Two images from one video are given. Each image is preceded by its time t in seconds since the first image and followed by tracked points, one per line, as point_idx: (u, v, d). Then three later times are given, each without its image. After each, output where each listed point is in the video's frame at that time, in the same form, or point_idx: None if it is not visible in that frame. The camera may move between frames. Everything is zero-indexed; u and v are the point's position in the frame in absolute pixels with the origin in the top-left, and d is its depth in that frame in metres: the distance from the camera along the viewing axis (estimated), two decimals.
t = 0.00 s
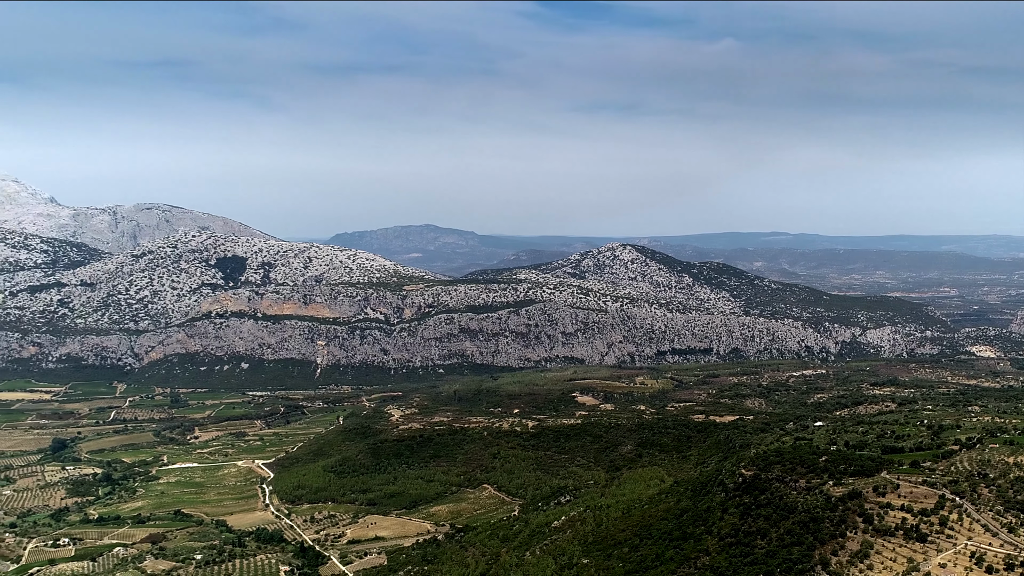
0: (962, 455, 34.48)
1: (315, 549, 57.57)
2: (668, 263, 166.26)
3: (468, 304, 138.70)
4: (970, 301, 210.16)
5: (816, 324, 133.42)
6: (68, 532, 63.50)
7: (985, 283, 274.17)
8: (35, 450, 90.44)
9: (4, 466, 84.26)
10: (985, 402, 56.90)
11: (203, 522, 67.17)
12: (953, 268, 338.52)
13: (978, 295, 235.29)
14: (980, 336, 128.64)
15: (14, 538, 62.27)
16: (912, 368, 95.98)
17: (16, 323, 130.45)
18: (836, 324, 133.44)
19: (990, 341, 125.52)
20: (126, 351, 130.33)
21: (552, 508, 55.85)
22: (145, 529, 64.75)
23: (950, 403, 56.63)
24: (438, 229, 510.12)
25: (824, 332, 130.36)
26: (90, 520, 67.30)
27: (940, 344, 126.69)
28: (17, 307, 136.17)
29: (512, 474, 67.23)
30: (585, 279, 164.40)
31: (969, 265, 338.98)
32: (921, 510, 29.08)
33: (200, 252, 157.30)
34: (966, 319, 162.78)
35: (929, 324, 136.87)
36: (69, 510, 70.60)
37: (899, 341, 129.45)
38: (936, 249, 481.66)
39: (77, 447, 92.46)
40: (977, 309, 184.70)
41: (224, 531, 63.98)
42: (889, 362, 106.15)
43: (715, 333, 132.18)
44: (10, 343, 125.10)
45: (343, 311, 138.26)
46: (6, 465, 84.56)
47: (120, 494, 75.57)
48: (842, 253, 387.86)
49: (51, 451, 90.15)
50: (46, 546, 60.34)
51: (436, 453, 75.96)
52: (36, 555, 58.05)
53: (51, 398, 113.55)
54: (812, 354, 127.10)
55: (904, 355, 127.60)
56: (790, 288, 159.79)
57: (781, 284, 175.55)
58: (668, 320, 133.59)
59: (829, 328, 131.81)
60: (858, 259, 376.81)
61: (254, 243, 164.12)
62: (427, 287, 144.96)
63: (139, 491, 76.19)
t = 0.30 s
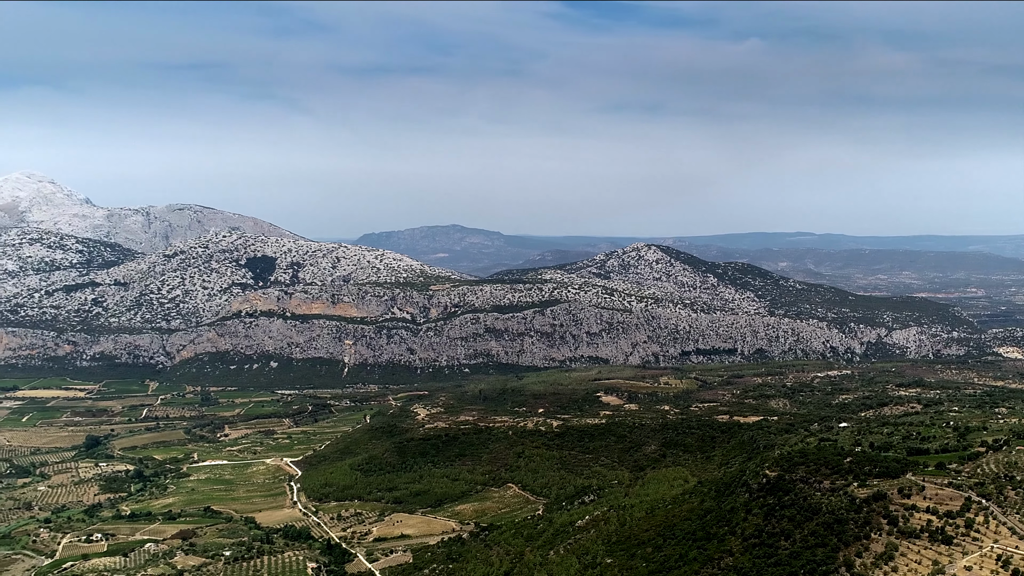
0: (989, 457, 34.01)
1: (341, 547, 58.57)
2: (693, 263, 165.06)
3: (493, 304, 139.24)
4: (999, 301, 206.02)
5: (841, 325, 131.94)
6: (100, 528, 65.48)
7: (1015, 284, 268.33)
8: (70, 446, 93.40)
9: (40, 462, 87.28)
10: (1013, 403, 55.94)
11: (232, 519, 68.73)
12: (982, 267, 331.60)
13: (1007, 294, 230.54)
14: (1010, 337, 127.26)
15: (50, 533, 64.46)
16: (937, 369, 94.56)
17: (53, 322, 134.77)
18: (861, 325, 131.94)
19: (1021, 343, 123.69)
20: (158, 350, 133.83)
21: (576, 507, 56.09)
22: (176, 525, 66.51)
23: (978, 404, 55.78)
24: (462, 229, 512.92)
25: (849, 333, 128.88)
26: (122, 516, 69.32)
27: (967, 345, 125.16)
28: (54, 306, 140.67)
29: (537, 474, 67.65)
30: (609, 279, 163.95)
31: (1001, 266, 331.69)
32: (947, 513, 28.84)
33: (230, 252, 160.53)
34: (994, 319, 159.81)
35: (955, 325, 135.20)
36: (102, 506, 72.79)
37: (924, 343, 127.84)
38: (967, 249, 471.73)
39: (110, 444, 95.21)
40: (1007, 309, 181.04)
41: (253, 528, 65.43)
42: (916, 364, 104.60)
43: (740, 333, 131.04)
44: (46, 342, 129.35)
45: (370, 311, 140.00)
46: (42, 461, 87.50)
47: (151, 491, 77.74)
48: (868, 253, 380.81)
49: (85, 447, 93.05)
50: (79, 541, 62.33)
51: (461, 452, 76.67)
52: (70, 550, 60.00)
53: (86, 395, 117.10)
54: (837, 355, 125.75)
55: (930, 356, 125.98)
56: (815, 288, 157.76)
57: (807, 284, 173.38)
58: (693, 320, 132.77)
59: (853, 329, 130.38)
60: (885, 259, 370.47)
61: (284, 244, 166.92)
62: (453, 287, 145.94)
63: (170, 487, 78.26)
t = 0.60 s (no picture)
0: (1016, 459, 33.49)
1: (367, 544, 59.56)
2: (717, 263, 163.64)
3: (518, 304, 139.53)
4: None
5: (866, 325, 130.31)
6: (131, 524, 67.44)
7: None
8: (103, 443, 96.16)
9: (74, 458, 90.10)
10: None
11: (260, 516, 70.23)
12: (1013, 267, 324.10)
13: None
14: None
15: (82, 528, 66.60)
16: (964, 369, 93.04)
17: (86, 321, 139.29)
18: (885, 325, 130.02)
19: None
20: (188, 349, 136.77)
21: (599, 507, 56.29)
22: (204, 522, 68.16)
23: (1005, 406, 54.84)
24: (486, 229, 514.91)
25: (873, 333, 127.19)
26: (152, 512, 71.24)
27: (994, 346, 123.13)
28: (87, 305, 144.93)
29: (560, 473, 67.95)
30: (633, 279, 163.28)
31: None
32: (972, 515, 28.61)
33: (259, 252, 163.33)
34: None
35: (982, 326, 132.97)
36: (133, 502, 74.89)
37: (949, 343, 125.93)
38: (998, 249, 461.67)
39: (141, 441, 97.77)
40: None
41: (280, 525, 66.83)
42: (942, 364, 103.08)
43: (764, 334, 129.85)
44: (79, 340, 134.02)
45: (396, 310, 141.47)
46: (76, 457, 90.31)
47: (181, 487, 79.74)
48: (893, 253, 373.58)
49: (117, 444, 95.74)
50: (111, 536, 64.29)
51: (485, 450, 77.29)
52: (102, 545, 61.88)
53: (118, 393, 120.49)
54: (861, 356, 124.22)
55: (956, 357, 124.05)
56: (840, 288, 155.57)
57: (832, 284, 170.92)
58: (717, 320, 131.79)
59: (879, 329, 128.70)
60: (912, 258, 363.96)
61: (311, 244, 169.40)
62: (479, 287, 146.75)
63: (199, 484, 80.20)
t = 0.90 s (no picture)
0: None
1: (388, 542, 60.36)
2: (737, 263, 162.38)
3: (538, 304, 139.71)
4: None
5: (886, 326, 128.66)
6: (156, 521, 69.00)
7: None
8: (129, 441, 98.37)
9: (101, 455, 92.28)
10: None
11: (283, 513, 71.42)
12: None
13: None
14: None
15: (109, 524, 68.29)
16: (988, 370, 91.46)
17: (113, 320, 142.63)
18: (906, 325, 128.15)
19: None
20: (212, 347, 139.03)
21: (618, 506, 56.39)
22: (228, 519, 69.49)
23: None
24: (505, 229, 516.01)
25: (893, 334, 125.67)
26: (176, 509, 72.75)
27: (1019, 347, 120.84)
28: (114, 304, 148.00)
29: (580, 472, 68.16)
30: (653, 278, 162.61)
31: None
32: (994, 517, 28.37)
33: (283, 251, 165.58)
34: None
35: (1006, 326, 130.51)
36: (159, 499, 76.58)
37: (971, 344, 123.44)
38: None
39: (167, 438, 99.82)
40: None
41: (302, 523, 67.91)
42: (964, 365, 101.52)
43: (783, 334, 128.87)
44: (106, 338, 137.40)
45: (418, 310, 142.61)
46: (102, 454, 92.46)
47: (205, 484, 81.30)
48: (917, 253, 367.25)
49: (143, 442, 97.86)
50: (137, 532, 65.85)
51: (505, 450, 77.74)
52: (128, 541, 63.38)
53: (143, 391, 123.07)
54: (881, 356, 122.92)
55: (979, 357, 122.03)
56: (861, 288, 153.65)
57: (854, 284, 168.83)
58: (736, 320, 130.92)
59: (899, 329, 127.02)
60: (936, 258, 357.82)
61: (334, 243, 171.36)
62: (500, 286, 147.26)
63: (222, 482, 81.69)
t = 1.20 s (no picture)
0: None
1: (411, 540, 61.14)
2: (760, 263, 160.83)
3: (561, 303, 139.78)
4: None
5: (909, 326, 126.55)
6: (183, 517, 70.65)
7: None
8: (157, 438, 100.73)
9: (130, 452, 94.60)
10: None
11: (308, 511, 72.65)
12: None
13: None
14: None
15: (137, 520, 70.04)
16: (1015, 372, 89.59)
17: (142, 319, 145.93)
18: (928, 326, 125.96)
19: None
20: (239, 346, 141.48)
21: (640, 506, 56.46)
22: (254, 516, 70.88)
23: None
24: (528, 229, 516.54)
25: (917, 334, 123.55)
26: (203, 506, 74.38)
27: None
28: (143, 303, 151.37)
29: (602, 472, 68.33)
30: (675, 278, 161.69)
31: None
32: (1019, 519, 28.10)
33: (308, 251, 167.93)
34: None
35: None
36: (186, 496, 78.39)
37: (996, 344, 121.21)
38: None
39: (194, 436, 102.02)
40: None
41: (327, 520, 69.06)
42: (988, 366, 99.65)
43: (806, 334, 127.51)
44: (136, 337, 140.69)
45: (441, 310, 143.73)
46: (132, 451, 94.79)
47: (232, 482, 83.02)
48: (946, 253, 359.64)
49: (171, 439, 100.15)
50: (165, 529, 67.47)
51: (527, 449, 78.17)
52: (155, 538, 64.99)
53: (172, 389, 125.84)
54: (904, 356, 121.05)
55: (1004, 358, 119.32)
56: (885, 288, 151.35)
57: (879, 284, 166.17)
58: (759, 320, 129.79)
59: (922, 330, 124.93)
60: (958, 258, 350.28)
61: (359, 244, 173.39)
62: (523, 286, 147.69)
63: (248, 479, 83.32)
